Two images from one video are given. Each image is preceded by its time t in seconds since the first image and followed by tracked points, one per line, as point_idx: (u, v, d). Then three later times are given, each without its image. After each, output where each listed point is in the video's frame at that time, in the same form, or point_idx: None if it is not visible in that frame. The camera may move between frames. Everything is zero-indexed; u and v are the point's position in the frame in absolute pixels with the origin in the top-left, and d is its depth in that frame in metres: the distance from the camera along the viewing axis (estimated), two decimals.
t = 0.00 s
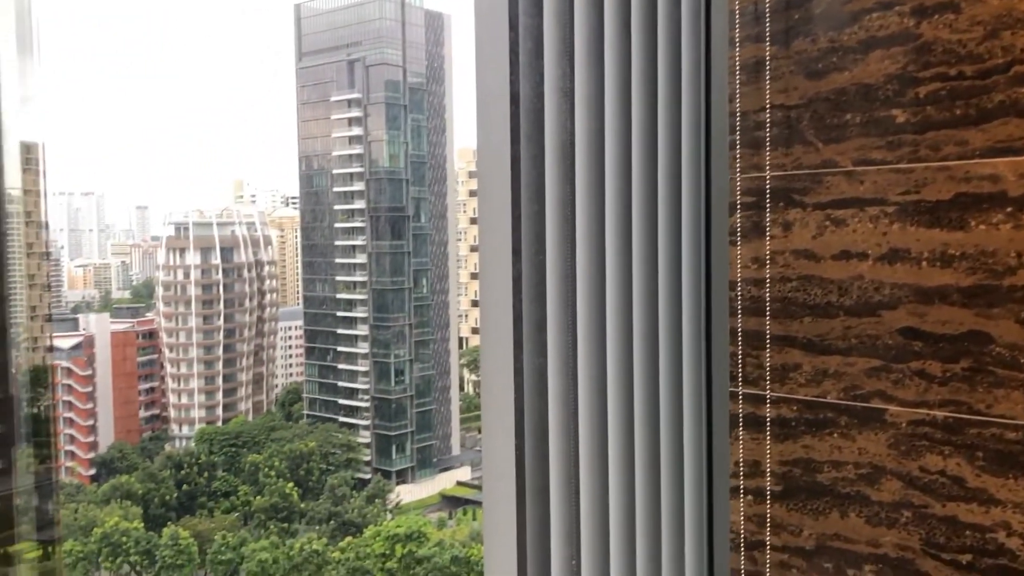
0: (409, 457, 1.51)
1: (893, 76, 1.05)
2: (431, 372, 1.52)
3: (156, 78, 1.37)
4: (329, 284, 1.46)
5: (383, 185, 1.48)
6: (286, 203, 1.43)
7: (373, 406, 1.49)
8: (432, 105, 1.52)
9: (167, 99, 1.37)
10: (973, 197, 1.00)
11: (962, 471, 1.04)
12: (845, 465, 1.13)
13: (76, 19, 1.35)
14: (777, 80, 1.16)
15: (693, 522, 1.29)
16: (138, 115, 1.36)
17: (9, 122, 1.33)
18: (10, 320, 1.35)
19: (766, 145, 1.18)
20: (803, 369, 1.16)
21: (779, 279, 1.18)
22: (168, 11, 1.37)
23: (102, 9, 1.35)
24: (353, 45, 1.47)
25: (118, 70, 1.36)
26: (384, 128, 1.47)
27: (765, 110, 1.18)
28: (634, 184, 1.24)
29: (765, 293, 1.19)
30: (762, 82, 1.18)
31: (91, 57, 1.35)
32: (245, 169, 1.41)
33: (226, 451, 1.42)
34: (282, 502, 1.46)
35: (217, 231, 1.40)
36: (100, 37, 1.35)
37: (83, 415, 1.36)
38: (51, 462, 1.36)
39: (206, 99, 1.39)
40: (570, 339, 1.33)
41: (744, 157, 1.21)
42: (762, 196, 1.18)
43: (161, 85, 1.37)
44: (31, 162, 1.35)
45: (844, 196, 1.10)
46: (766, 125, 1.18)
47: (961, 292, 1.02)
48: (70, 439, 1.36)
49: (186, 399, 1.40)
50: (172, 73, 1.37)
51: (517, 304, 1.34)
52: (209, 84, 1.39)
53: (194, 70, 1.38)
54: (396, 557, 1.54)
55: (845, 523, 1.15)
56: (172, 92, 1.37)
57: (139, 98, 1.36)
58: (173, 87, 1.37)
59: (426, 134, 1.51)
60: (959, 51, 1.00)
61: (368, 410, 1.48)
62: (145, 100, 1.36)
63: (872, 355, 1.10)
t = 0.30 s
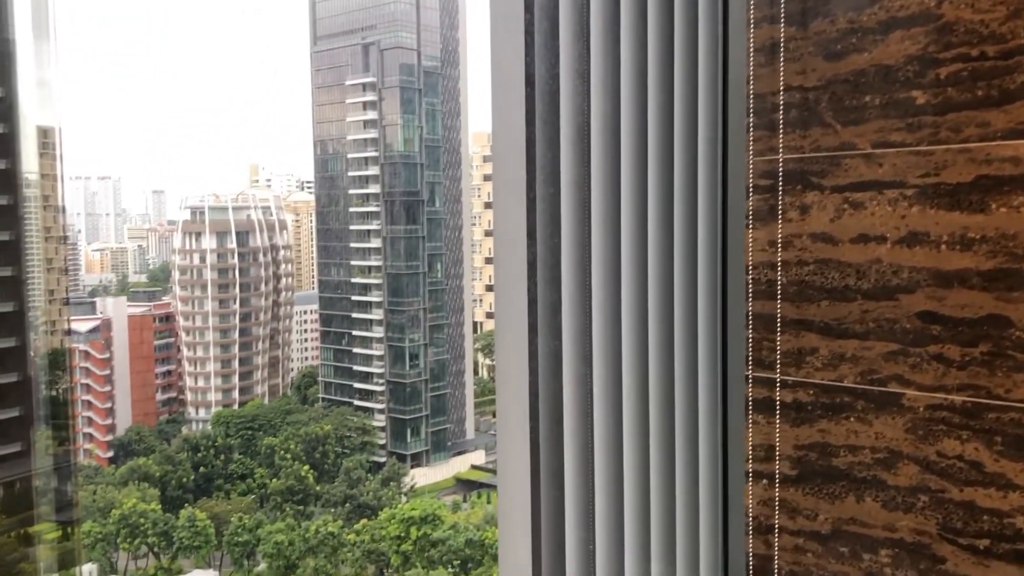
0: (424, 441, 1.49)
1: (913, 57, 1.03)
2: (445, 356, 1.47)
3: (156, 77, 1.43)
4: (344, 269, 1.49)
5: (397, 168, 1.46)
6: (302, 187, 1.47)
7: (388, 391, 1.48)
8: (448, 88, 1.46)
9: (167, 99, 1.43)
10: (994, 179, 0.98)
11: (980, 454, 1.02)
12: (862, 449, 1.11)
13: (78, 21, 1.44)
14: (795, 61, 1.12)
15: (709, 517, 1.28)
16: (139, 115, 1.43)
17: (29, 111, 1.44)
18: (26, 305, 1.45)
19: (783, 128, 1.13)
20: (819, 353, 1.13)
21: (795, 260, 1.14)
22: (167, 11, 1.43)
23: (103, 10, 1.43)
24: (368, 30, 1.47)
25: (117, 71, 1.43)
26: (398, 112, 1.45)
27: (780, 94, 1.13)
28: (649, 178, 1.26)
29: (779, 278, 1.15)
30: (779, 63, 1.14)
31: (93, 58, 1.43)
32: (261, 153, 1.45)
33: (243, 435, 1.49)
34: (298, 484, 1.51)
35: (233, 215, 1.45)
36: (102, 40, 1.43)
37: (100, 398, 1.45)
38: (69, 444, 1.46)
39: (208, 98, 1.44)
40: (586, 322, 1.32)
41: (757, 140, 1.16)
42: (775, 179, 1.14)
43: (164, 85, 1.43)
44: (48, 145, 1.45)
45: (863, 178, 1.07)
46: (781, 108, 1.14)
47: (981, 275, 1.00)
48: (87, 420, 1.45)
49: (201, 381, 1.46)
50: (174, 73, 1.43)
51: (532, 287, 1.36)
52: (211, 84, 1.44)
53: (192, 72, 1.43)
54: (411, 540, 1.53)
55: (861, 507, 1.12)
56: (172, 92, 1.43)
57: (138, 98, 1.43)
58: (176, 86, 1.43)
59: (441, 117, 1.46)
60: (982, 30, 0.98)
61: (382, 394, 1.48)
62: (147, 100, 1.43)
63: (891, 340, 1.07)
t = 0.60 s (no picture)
0: (433, 423, 1.54)
1: (929, 36, 1.20)
2: (455, 340, 1.54)
3: (152, 66, 1.12)
4: (354, 253, 1.40)
5: (407, 152, 1.49)
6: (311, 170, 1.34)
7: (399, 372, 1.50)
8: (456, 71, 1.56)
9: (175, 95, 1.16)
10: (1009, 159, 1.15)
11: (994, 437, 1.19)
12: (874, 429, 1.30)
13: None
14: (810, 40, 1.31)
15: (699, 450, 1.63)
16: (151, 110, 1.11)
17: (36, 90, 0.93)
18: (40, 288, 0.94)
19: (796, 106, 1.34)
20: (832, 334, 1.32)
21: (808, 241, 1.33)
22: None
23: None
24: (376, 13, 1.46)
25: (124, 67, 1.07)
26: (409, 94, 1.50)
27: (792, 73, 1.34)
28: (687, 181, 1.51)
29: (791, 256, 1.36)
30: (791, 42, 1.34)
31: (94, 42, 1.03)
32: (268, 134, 1.29)
33: (254, 417, 1.28)
34: (309, 466, 1.42)
35: (244, 198, 1.24)
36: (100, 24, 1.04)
37: (113, 380, 1.04)
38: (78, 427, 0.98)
39: (214, 90, 1.22)
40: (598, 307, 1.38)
41: (771, 118, 1.36)
42: (788, 161, 1.35)
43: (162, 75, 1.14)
44: (60, 131, 0.96)
45: (878, 160, 1.25)
46: (793, 88, 1.34)
47: (997, 256, 1.17)
48: (100, 404, 1.01)
49: (214, 364, 1.19)
50: (171, 62, 1.15)
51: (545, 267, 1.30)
52: (215, 79, 1.22)
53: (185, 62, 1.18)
54: (421, 521, 1.60)
55: (873, 488, 1.31)
56: (170, 84, 1.15)
57: (151, 90, 1.12)
58: (179, 76, 1.17)
59: (449, 102, 1.55)
60: (998, 8, 1.15)
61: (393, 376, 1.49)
62: (157, 93, 1.13)
63: (903, 320, 1.26)
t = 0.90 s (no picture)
0: (441, 404, 1.48)
1: (942, 11, 1.18)
2: (462, 321, 1.50)
3: (154, 56, 1.14)
4: (362, 233, 1.37)
5: (415, 132, 1.43)
6: (318, 151, 1.30)
7: (406, 353, 1.44)
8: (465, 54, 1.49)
9: (178, 85, 1.16)
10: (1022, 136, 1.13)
11: (1003, 416, 1.18)
12: (883, 408, 1.29)
13: None
14: (822, 15, 1.30)
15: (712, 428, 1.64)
16: (156, 97, 1.14)
17: (39, 67, 1.04)
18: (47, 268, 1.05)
19: (808, 82, 1.32)
20: (841, 313, 1.32)
21: (818, 220, 1.33)
22: None
23: None
24: None
25: (126, 56, 1.11)
26: (416, 74, 1.42)
27: (805, 48, 1.32)
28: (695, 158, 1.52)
29: (801, 235, 1.35)
30: (804, 18, 1.32)
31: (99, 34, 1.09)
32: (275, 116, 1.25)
33: (262, 397, 1.26)
34: (318, 446, 1.34)
35: (251, 179, 1.22)
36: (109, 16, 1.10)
37: (123, 362, 1.11)
38: (84, 407, 1.08)
39: (216, 83, 1.19)
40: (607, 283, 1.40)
41: (782, 95, 1.35)
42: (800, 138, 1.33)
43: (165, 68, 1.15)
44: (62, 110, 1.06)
45: (889, 137, 1.24)
46: (806, 63, 1.32)
47: (1008, 234, 1.16)
48: (109, 384, 1.10)
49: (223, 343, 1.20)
50: (175, 55, 1.16)
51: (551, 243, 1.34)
52: (218, 69, 1.19)
53: (190, 54, 1.17)
54: (429, 501, 1.50)
55: (882, 467, 1.31)
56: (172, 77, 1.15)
57: (156, 79, 1.14)
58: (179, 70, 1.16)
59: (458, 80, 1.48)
60: None
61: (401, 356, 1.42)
62: (161, 82, 1.14)
63: (914, 299, 1.25)
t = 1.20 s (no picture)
0: (446, 380, 1.48)
1: None
2: (467, 299, 1.49)
3: (151, 44, 1.09)
4: (366, 212, 1.36)
5: (420, 109, 1.42)
6: (323, 128, 1.29)
7: (411, 331, 1.44)
8: (470, 30, 1.47)
9: (177, 72, 1.13)
10: None
11: (1010, 394, 1.18)
12: (889, 385, 1.29)
13: None
14: None
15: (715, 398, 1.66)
16: (157, 88, 1.10)
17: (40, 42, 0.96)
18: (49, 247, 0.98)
19: (818, 56, 1.31)
20: (848, 291, 1.31)
21: (826, 196, 1.32)
22: None
23: None
24: None
25: (125, 46, 1.06)
26: (421, 51, 1.42)
27: (815, 20, 1.31)
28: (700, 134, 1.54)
29: (810, 211, 1.34)
30: None
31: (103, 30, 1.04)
32: (281, 91, 1.24)
33: (268, 373, 1.26)
34: (323, 423, 1.38)
35: (256, 156, 1.21)
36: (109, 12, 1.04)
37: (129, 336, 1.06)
38: (89, 382, 1.02)
39: (216, 62, 1.17)
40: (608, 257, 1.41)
41: (790, 69, 1.34)
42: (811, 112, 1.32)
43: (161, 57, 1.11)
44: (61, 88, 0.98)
45: (898, 111, 1.23)
46: (816, 35, 1.31)
47: (1018, 210, 1.15)
48: (115, 359, 1.05)
49: (228, 322, 1.19)
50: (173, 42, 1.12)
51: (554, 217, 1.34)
52: (218, 49, 1.17)
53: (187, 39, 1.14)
54: (433, 478, 1.53)
55: (887, 445, 1.30)
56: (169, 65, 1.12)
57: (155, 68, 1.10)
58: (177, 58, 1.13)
59: (462, 57, 1.47)
60: None
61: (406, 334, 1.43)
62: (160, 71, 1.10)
63: (921, 276, 1.24)
